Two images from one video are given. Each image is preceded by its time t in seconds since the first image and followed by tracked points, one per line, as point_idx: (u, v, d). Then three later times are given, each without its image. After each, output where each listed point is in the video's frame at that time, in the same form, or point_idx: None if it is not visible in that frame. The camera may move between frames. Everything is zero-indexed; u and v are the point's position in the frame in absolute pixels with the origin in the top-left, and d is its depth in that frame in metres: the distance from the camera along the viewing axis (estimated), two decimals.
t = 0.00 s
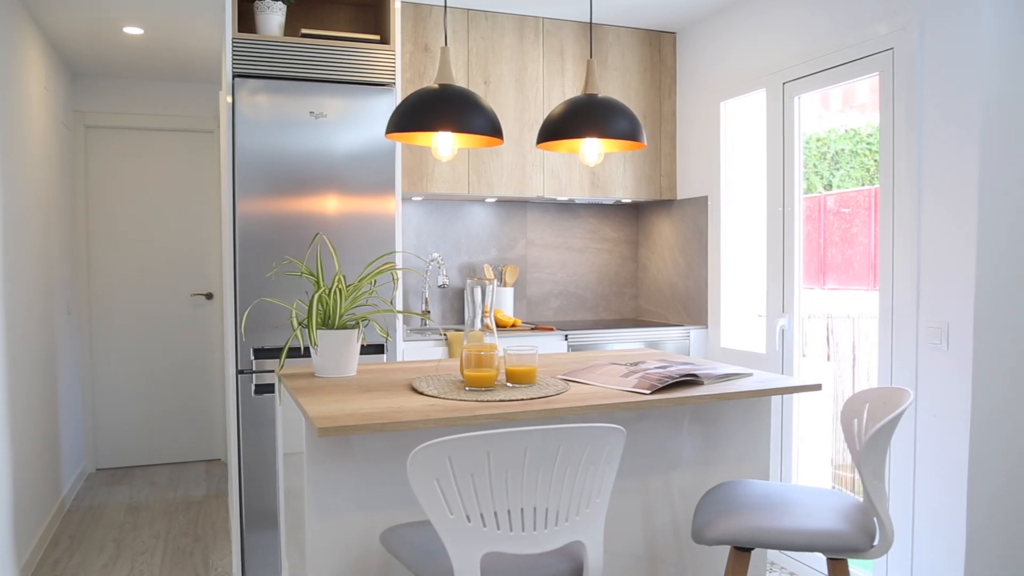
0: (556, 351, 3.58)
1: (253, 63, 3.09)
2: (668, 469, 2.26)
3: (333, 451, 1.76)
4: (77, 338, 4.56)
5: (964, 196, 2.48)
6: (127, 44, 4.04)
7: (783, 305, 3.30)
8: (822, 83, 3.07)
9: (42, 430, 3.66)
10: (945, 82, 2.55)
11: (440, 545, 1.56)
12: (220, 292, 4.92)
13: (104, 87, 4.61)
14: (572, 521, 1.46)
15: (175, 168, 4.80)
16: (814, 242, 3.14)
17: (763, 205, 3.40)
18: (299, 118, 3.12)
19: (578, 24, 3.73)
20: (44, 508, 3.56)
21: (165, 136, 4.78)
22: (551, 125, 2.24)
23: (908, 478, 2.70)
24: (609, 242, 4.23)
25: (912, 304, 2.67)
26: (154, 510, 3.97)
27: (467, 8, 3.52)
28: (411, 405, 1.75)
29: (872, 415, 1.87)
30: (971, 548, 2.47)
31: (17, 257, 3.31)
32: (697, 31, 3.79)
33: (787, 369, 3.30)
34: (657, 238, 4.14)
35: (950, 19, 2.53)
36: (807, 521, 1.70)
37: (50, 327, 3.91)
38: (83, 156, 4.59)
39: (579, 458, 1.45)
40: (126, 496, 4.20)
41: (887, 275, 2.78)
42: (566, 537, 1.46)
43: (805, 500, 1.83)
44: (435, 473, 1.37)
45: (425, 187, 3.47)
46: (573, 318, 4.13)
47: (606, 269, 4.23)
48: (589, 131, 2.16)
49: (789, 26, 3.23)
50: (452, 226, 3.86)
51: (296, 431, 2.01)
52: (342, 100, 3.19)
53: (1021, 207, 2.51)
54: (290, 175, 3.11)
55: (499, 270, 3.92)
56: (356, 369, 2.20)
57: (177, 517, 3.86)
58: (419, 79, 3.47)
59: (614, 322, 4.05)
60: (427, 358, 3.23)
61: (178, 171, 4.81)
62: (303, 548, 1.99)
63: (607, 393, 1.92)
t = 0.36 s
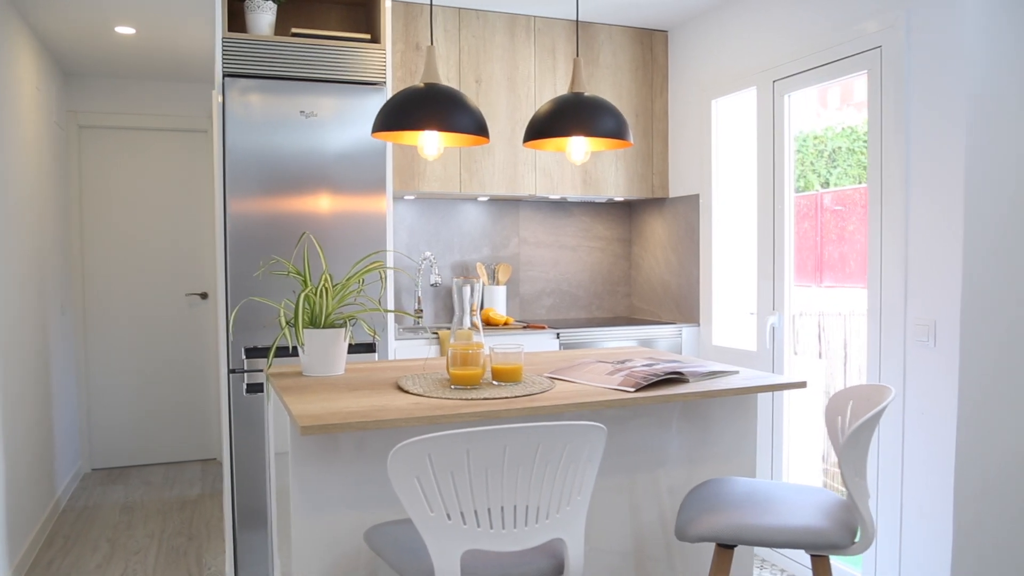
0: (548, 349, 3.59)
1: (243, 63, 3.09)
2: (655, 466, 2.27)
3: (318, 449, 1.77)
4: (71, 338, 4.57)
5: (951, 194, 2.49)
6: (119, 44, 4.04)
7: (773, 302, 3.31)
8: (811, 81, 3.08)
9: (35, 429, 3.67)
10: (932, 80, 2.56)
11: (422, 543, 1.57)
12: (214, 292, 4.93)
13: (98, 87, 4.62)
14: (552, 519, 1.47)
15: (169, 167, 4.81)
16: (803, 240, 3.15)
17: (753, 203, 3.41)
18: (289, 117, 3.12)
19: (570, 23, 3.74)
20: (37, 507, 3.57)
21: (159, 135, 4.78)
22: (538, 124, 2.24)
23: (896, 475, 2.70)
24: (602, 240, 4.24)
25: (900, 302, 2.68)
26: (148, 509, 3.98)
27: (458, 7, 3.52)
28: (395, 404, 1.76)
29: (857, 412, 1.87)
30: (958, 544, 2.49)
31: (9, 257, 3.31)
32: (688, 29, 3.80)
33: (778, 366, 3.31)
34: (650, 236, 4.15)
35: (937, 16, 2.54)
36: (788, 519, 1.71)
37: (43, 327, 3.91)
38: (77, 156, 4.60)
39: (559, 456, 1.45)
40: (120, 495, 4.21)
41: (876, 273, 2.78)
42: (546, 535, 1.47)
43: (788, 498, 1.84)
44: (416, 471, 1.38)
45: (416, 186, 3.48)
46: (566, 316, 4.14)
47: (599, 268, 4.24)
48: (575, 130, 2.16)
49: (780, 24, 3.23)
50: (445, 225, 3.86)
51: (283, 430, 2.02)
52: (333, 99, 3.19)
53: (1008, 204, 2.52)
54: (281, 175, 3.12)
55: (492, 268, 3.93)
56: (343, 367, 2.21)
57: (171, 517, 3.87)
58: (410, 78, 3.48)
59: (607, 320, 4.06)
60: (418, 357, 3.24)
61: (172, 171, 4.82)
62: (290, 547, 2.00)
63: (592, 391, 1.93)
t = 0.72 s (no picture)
0: (539, 347, 3.59)
1: (233, 62, 3.09)
2: (642, 464, 2.28)
3: (302, 448, 1.78)
4: (65, 337, 4.57)
5: (939, 192, 2.50)
6: (111, 43, 4.04)
7: (764, 300, 3.31)
8: (801, 78, 3.08)
9: (28, 428, 3.67)
10: (920, 79, 2.56)
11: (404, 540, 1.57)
12: (208, 291, 4.93)
13: (91, 86, 4.62)
14: (533, 516, 1.48)
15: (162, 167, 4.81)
16: (794, 239, 3.15)
17: (744, 201, 3.42)
18: (279, 116, 3.12)
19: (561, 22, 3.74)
20: (29, 506, 3.57)
21: (152, 134, 4.78)
22: (525, 122, 2.24)
23: (885, 472, 2.71)
24: (595, 238, 4.24)
25: (889, 300, 2.69)
26: (141, 508, 3.99)
27: (449, 6, 3.52)
28: (380, 402, 1.77)
29: (841, 410, 1.88)
30: (947, 541, 2.49)
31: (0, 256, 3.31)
32: (679, 28, 3.80)
33: (768, 363, 3.32)
34: (642, 234, 4.15)
35: (925, 15, 2.54)
36: (771, 515, 1.71)
37: (36, 326, 3.91)
38: (70, 155, 4.60)
39: (540, 453, 1.46)
40: (114, 494, 4.21)
41: (865, 271, 2.79)
42: (527, 532, 1.48)
43: (772, 495, 1.84)
44: (396, 469, 1.38)
45: (407, 184, 3.48)
46: (558, 314, 4.15)
47: (591, 265, 4.24)
48: (562, 129, 2.17)
49: (770, 23, 3.23)
50: (437, 223, 3.87)
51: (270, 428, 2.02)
52: (323, 98, 3.19)
53: (996, 202, 2.52)
54: (271, 174, 3.12)
55: (484, 267, 3.93)
56: (331, 365, 2.22)
57: (164, 515, 3.87)
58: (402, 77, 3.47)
59: (599, 318, 4.06)
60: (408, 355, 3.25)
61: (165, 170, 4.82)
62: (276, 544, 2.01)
63: (577, 389, 1.93)
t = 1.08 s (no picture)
0: (531, 346, 3.60)
1: (223, 61, 3.10)
2: (629, 462, 2.29)
3: (287, 446, 1.78)
4: (59, 336, 4.57)
5: (926, 190, 2.50)
6: (104, 42, 4.05)
7: (754, 298, 3.32)
8: (790, 77, 3.08)
9: (21, 427, 3.68)
10: (908, 77, 2.57)
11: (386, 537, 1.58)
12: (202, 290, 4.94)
13: (84, 85, 4.62)
14: (513, 514, 1.48)
15: (155, 166, 4.81)
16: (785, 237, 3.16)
17: (734, 199, 3.42)
18: (269, 116, 3.12)
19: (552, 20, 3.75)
20: (22, 505, 3.58)
21: (145, 133, 4.79)
22: (511, 122, 2.25)
23: (874, 469, 2.72)
24: (587, 237, 4.25)
25: (878, 297, 2.69)
26: (135, 507, 3.99)
27: (440, 5, 3.53)
28: (364, 401, 1.78)
29: (824, 408, 1.89)
30: (934, 538, 2.50)
31: None
32: (671, 26, 3.80)
33: (758, 361, 3.33)
34: (634, 232, 4.16)
35: (912, 13, 2.55)
36: (753, 513, 1.72)
37: (29, 325, 3.92)
38: (64, 153, 4.60)
39: (520, 452, 1.46)
40: (108, 493, 4.22)
41: (854, 269, 2.79)
42: (507, 530, 1.48)
43: (756, 493, 1.85)
44: (376, 467, 1.39)
45: (399, 183, 3.48)
46: (551, 313, 4.15)
47: (584, 264, 4.25)
48: (548, 128, 2.17)
49: (760, 21, 3.24)
50: (429, 222, 3.88)
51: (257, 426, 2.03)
52: (314, 97, 3.19)
53: (983, 200, 2.52)
54: (261, 172, 3.12)
55: (476, 265, 3.94)
56: (319, 364, 2.22)
57: (157, 514, 3.88)
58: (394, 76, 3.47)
59: (592, 317, 4.07)
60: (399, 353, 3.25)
61: (158, 169, 4.82)
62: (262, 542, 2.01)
63: (562, 387, 1.94)
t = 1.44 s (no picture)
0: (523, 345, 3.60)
1: (215, 61, 3.10)
2: (618, 460, 2.29)
3: (273, 445, 1.79)
4: (54, 335, 4.58)
5: (915, 189, 2.51)
6: (97, 42, 4.05)
7: (745, 297, 3.33)
8: (781, 76, 3.09)
9: (15, 426, 3.69)
10: (896, 76, 2.57)
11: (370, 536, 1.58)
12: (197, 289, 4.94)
13: (78, 84, 4.63)
14: (495, 513, 1.49)
15: (150, 165, 4.82)
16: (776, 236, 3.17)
17: (726, 198, 3.43)
18: (260, 115, 3.12)
19: (545, 20, 3.76)
20: (16, 504, 3.59)
21: (140, 133, 4.79)
22: (499, 121, 2.25)
23: (863, 468, 2.73)
24: (581, 236, 4.26)
25: (867, 296, 2.70)
26: (130, 506, 4.00)
27: (432, 5, 3.53)
28: (350, 399, 1.78)
29: (810, 405, 1.90)
30: (923, 536, 2.50)
31: None
32: (663, 25, 3.81)
33: (749, 360, 3.33)
34: (627, 231, 4.17)
35: (901, 12, 2.55)
36: (737, 512, 1.73)
37: (23, 325, 3.93)
38: (58, 153, 4.61)
39: (502, 451, 1.47)
40: (102, 492, 4.23)
41: (843, 267, 2.80)
42: (489, 529, 1.49)
43: (741, 491, 1.86)
44: (358, 466, 1.40)
45: (391, 182, 3.48)
46: (544, 312, 4.16)
47: (577, 263, 4.26)
48: (535, 128, 2.18)
49: (750, 21, 3.24)
50: (422, 221, 3.88)
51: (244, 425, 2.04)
52: (305, 97, 3.19)
53: (971, 199, 2.53)
54: (253, 172, 3.12)
55: (469, 264, 3.94)
56: (307, 363, 2.23)
57: (152, 513, 3.89)
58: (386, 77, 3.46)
59: (585, 316, 4.08)
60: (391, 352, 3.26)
61: (153, 168, 4.82)
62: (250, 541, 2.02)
63: (547, 386, 1.95)
